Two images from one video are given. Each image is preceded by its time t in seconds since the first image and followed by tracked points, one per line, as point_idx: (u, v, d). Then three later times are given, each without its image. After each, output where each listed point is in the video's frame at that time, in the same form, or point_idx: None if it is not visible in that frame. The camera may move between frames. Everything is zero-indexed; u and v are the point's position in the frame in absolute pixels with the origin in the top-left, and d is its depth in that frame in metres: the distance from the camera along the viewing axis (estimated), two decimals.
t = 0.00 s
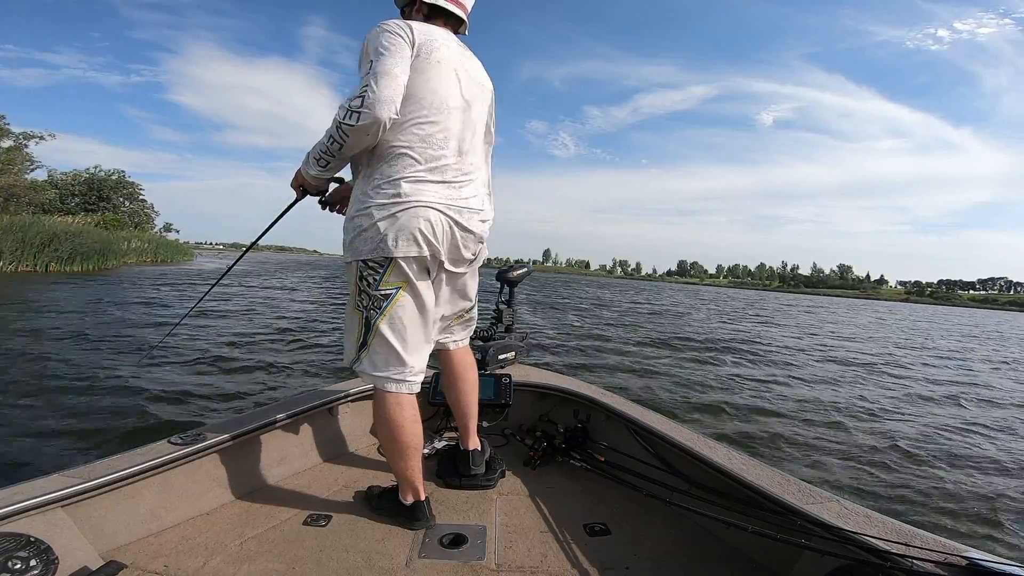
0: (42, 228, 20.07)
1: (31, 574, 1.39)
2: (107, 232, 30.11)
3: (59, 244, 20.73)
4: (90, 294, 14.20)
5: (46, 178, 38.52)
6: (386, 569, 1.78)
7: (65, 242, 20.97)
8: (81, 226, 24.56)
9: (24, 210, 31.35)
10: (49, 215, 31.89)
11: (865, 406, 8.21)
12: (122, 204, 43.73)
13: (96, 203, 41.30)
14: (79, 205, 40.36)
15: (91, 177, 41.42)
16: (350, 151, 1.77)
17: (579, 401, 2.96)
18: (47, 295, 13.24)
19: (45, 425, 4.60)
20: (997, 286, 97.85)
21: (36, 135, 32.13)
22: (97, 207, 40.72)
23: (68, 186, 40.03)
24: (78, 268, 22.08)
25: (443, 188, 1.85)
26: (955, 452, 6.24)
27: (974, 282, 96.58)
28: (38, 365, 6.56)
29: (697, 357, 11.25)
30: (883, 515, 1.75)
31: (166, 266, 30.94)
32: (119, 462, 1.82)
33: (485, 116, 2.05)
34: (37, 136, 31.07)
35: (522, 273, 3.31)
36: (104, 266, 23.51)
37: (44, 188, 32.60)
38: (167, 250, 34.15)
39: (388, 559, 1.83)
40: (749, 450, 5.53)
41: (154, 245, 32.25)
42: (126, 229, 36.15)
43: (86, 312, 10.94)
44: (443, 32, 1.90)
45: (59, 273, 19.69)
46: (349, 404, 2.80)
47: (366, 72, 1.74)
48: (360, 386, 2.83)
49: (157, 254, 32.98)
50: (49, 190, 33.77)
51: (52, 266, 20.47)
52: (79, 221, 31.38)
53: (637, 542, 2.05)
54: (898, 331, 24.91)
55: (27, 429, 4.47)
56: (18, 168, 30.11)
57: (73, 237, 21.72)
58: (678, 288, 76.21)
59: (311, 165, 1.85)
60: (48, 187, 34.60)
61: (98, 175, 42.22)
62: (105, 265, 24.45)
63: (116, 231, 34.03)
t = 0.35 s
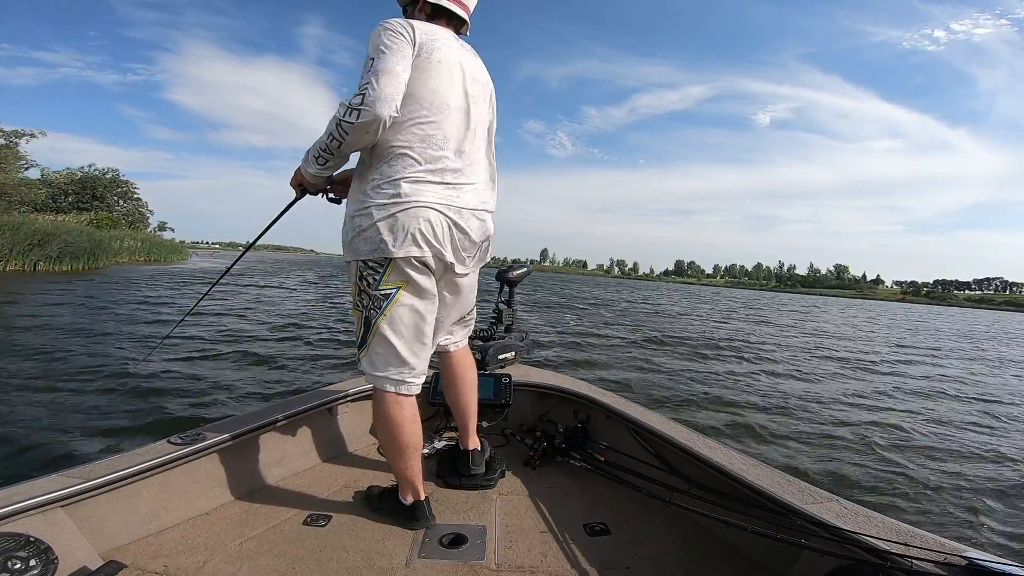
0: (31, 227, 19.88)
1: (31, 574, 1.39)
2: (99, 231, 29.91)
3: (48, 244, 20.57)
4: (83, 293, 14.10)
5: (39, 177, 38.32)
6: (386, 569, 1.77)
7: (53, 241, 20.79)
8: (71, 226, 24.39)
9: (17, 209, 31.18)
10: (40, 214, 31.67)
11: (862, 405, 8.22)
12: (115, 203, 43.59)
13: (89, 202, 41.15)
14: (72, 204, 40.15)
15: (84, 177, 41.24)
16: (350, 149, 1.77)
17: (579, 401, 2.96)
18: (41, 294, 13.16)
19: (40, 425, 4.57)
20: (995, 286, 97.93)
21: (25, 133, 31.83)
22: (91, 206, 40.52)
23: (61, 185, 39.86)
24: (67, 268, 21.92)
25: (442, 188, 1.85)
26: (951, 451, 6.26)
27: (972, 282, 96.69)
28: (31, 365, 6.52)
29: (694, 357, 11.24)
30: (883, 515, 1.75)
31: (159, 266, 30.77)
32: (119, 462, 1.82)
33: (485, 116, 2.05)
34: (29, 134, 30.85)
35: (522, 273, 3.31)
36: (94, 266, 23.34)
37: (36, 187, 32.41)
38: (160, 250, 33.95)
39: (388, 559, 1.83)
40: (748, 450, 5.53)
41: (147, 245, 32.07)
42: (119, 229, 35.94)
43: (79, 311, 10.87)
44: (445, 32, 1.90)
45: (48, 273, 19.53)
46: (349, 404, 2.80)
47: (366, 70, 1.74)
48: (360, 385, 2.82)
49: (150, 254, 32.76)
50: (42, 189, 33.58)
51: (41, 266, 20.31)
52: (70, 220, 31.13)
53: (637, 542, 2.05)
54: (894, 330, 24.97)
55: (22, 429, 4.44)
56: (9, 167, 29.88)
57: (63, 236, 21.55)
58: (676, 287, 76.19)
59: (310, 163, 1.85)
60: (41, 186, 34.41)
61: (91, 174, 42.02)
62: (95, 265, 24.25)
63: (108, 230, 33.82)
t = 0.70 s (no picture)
0: (19, 226, 19.67)
1: (30, 573, 1.39)
2: (91, 230, 29.71)
3: (36, 243, 20.36)
4: (76, 292, 14.01)
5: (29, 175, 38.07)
6: (385, 569, 1.77)
7: (43, 240, 20.61)
8: (63, 225, 24.21)
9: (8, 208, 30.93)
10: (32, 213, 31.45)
11: (858, 405, 8.23)
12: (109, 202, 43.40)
13: (83, 201, 40.98)
14: (65, 203, 39.94)
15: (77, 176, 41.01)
16: (353, 148, 1.76)
17: (579, 400, 2.96)
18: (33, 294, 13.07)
19: (33, 425, 4.54)
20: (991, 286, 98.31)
21: (16, 131, 31.52)
22: (84, 205, 40.32)
23: (54, 183, 39.68)
24: (56, 268, 21.70)
25: (443, 188, 1.84)
26: (947, 451, 6.28)
27: (969, 282, 97.00)
28: (26, 364, 6.48)
29: (691, 357, 11.24)
30: (882, 516, 1.75)
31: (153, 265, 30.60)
32: (119, 461, 1.82)
33: (487, 117, 2.05)
34: (20, 133, 30.63)
35: (522, 272, 3.31)
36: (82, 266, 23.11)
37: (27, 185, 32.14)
38: (153, 250, 33.76)
39: (387, 558, 1.83)
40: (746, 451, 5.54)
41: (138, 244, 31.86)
42: (112, 228, 35.73)
43: (72, 311, 10.80)
44: (448, 32, 1.90)
45: (38, 273, 19.37)
46: (348, 404, 2.80)
47: (371, 69, 1.74)
48: (359, 385, 2.82)
49: (143, 254, 32.58)
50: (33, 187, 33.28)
51: (29, 266, 20.11)
52: (61, 219, 30.89)
53: (636, 542, 2.05)
54: (889, 330, 25.03)
55: (16, 429, 4.41)
56: None
57: (52, 235, 21.33)
58: (673, 287, 76.21)
59: (312, 163, 1.85)
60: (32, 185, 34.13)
61: (84, 173, 41.83)
62: (86, 264, 24.07)
63: (100, 229, 33.60)
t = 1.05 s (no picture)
0: (7, 226, 19.47)
1: (30, 573, 1.39)
2: (83, 230, 29.55)
3: (25, 243, 20.15)
4: (69, 292, 13.94)
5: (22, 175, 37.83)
6: (385, 569, 1.77)
7: (33, 240, 20.46)
8: (53, 225, 24.06)
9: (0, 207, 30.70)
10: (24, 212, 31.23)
11: (855, 405, 8.24)
12: (103, 202, 43.26)
13: (77, 201, 40.88)
14: (59, 203, 39.78)
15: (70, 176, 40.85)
16: (359, 148, 1.76)
17: (579, 400, 2.96)
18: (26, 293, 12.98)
19: (27, 425, 4.52)
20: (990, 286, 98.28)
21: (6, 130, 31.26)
22: (78, 205, 40.18)
23: (48, 182, 39.54)
24: (45, 268, 21.49)
25: (447, 189, 1.84)
26: (944, 451, 6.28)
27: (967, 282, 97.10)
28: (19, 364, 6.44)
29: (687, 356, 11.24)
30: (881, 516, 1.75)
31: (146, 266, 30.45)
32: (118, 461, 1.82)
33: (491, 118, 2.05)
34: (12, 132, 30.44)
35: (522, 272, 3.31)
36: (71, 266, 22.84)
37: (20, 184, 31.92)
38: (146, 250, 33.60)
39: (387, 558, 1.83)
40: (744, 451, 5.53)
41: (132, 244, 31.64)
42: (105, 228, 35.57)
43: (65, 311, 10.74)
44: (454, 32, 1.90)
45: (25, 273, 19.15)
46: (348, 404, 2.80)
47: (380, 68, 1.73)
48: (359, 385, 2.82)
49: (137, 254, 32.44)
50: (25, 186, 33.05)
51: (17, 266, 19.89)
52: (53, 219, 30.66)
53: (636, 542, 2.05)
54: (884, 330, 25.07)
55: (9, 429, 4.39)
56: None
57: (41, 235, 21.12)
58: (672, 287, 76.12)
59: (316, 162, 1.85)
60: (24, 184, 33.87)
61: (77, 172, 41.67)
62: (77, 265, 23.90)
63: (93, 229, 33.43)
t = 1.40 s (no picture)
0: None
1: (30, 573, 1.39)
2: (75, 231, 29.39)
3: (14, 242, 19.94)
4: (62, 293, 13.88)
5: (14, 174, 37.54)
6: (385, 569, 1.77)
7: (21, 240, 20.31)
8: (44, 226, 23.93)
9: None
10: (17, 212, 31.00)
11: (852, 405, 8.25)
12: (96, 202, 43.15)
13: (70, 200, 40.75)
14: (51, 203, 39.62)
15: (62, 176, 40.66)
16: (366, 147, 1.76)
17: (579, 400, 2.96)
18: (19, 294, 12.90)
19: (22, 426, 4.49)
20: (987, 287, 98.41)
21: None
22: (71, 205, 40.04)
23: (41, 182, 39.42)
24: (35, 268, 21.27)
25: (449, 189, 1.85)
26: (943, 451, 6.28)
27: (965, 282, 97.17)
28: (12, 364, 6.42)
29: (684, 356, 11.23)
30: (881, 516, 1.76)
31: (140, 266, 30.32)
32: (118, 461, 1.81)
33: (493, 120, 2.05)
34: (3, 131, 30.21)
35: (522, 273, 3.31)
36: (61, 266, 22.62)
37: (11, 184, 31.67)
38: (139, 251, 33.38)
39: (387, 558, 1.83)
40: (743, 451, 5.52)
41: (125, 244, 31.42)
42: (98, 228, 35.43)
43: (58, 311, 10.70)
44: (459, 33, 1.90)
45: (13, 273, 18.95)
46: (348, 404, 2.80)
47: (388, 68, 1.73)
48: (359, 385, 2.82)
49: (129, 255, 32.30)
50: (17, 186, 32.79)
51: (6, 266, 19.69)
52: (45, 219, 30.41)
53: (636, 542, 2.05)
54: (880, 330, 25.10)
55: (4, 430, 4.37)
56: None
57: (30, 234, 20.92)
58: (670, 287, 76.07)
59: (319, 161, 1.84)
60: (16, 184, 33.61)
61: (71, 172, 41.55)
62: (66, 266, 23.74)
63: (85, 230, 33.24)
